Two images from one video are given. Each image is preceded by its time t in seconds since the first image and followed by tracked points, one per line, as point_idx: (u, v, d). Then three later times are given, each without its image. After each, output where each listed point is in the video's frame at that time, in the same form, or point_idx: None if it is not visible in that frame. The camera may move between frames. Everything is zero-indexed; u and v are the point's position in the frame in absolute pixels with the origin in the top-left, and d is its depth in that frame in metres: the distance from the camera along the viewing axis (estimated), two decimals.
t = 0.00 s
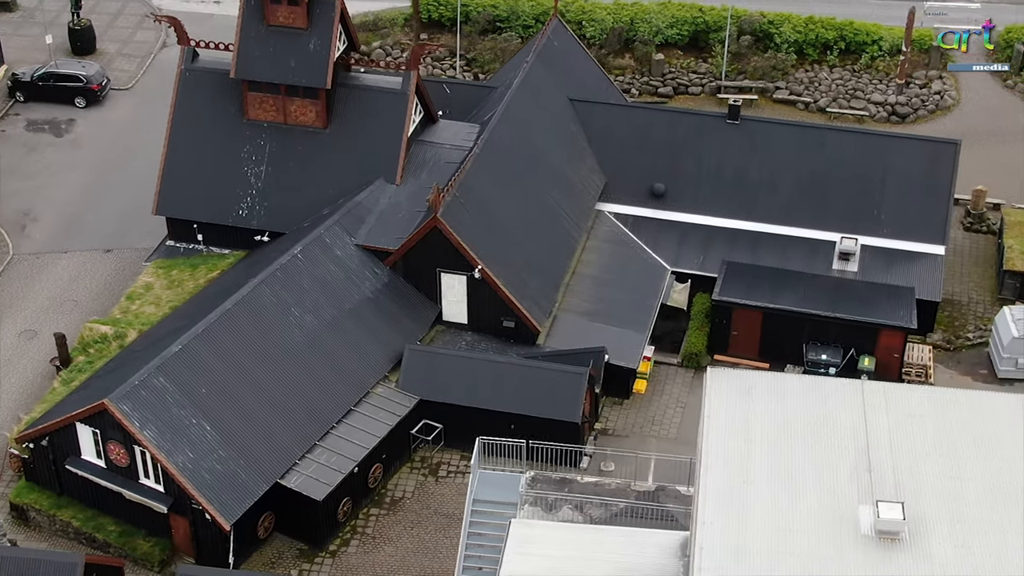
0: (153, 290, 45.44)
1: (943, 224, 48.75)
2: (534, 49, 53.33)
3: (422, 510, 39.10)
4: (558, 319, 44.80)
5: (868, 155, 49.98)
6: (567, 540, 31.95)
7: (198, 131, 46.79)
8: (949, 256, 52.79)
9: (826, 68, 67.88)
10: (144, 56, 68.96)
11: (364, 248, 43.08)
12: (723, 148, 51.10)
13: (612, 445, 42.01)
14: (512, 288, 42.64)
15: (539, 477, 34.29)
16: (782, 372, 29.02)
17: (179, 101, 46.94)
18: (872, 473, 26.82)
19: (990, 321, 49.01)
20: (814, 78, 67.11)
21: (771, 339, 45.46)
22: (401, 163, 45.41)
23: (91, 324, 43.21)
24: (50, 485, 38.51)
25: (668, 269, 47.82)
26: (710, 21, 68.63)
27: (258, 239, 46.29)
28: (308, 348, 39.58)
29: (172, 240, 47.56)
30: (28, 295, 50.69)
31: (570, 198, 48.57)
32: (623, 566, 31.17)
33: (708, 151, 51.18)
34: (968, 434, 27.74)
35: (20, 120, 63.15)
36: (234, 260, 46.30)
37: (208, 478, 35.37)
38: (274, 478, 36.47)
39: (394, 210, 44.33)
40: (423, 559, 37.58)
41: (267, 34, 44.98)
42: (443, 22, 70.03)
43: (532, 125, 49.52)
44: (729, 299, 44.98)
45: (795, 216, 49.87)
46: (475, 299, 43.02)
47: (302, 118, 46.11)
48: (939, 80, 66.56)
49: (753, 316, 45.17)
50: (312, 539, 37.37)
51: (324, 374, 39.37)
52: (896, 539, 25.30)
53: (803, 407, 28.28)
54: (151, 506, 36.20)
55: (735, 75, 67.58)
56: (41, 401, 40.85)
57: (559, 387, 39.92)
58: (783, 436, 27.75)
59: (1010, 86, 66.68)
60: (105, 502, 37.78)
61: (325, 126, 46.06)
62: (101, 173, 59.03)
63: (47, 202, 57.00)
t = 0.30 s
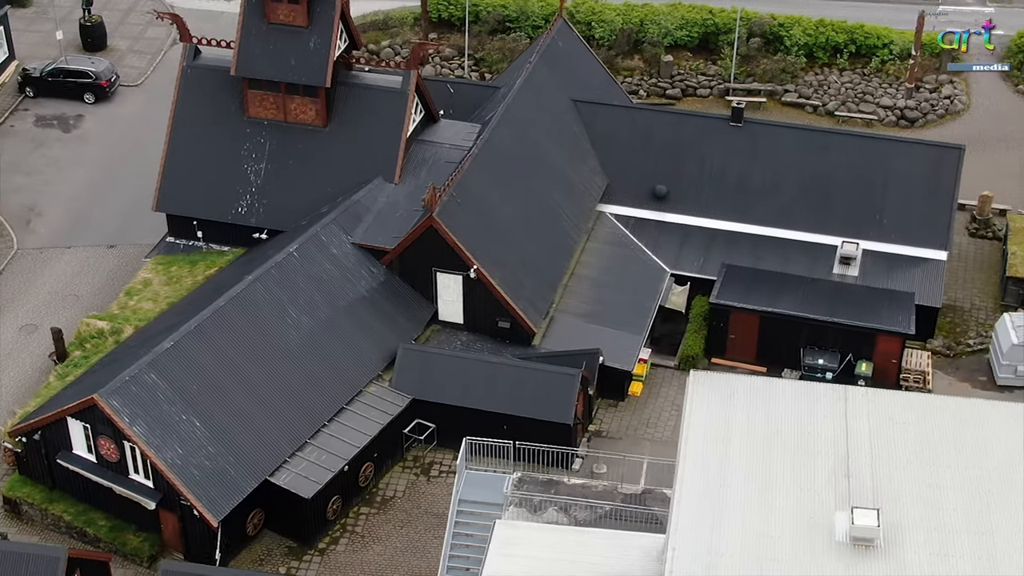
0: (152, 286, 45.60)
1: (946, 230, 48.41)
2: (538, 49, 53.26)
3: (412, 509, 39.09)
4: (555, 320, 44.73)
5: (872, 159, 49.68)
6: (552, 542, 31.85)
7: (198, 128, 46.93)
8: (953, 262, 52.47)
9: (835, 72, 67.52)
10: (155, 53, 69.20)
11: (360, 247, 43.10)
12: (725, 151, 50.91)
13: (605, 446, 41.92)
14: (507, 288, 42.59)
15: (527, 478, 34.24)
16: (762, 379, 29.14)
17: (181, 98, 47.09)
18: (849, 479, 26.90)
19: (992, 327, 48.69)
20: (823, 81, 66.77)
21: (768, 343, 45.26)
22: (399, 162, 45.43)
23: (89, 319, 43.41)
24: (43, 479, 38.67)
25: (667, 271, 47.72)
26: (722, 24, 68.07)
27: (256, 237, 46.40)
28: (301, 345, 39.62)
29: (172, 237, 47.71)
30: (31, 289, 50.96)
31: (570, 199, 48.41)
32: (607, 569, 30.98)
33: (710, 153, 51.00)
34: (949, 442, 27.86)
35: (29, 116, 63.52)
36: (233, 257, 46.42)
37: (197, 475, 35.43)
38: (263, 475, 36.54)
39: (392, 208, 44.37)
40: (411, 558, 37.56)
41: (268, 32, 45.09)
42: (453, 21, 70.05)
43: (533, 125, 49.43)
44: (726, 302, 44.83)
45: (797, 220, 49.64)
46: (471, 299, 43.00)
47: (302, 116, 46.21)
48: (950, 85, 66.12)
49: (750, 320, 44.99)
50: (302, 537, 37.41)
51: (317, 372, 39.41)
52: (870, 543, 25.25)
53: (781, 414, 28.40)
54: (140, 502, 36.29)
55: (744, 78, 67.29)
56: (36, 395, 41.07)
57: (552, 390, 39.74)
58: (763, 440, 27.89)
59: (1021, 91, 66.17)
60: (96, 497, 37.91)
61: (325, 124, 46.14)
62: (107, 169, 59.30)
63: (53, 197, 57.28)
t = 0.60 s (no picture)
0: (150, 283, 45.77)
1: (948, 236, 48.08)
2: (541, 50, 53.18)
3: (402, 508, 39.09)
4: (551, 322, 44.67)
5: (875, 164, 49.37)
6: (536, 544, 31.65)
7: (199, 125, 47.06)
8: (956, 268, 52.09)
9: (845, 75, 67.15)
10: (165, 50, 69.45)
11: (357, 246, 43.14)
12: (728, 154, 50.68)
13: (598, 449, 41.82)
14: (503, 289, 42.53)
15: (514, 478, 34.21)
16: (745, 384, 29.32)
17: (182, 95, 47.23)
18: (828, 485, 26.91)
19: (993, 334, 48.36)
20: (832, 84, 66.41)
21: (765, 347, 45.10)
22: (398, 162, 45.46)
23: (85, 314, 43.63)
24: (36, 474, 38.85)
25: (666, 273, 47.61)
26: (731, 27, 67.82)
27: (254, 234, 46.54)
28: (295, 343, 39.68)
29: (172, 233, 47.84)
30: (33, 284, 51.24)
31: (570, 200, 48.29)
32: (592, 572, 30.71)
33: (712, 156, 50.77)
34: (933, 450, 27.84)
35: (38, 111, 63.82)
36: (232, 254, 46.55)
37: (185, 471, 35.51)
38: (252, 473, 36.58)
39: (389, 207, 44.40)
40: (399, 557, 37.55)
41: (268, 30, 45.19)
42: (462, 21, 70.10)
43: (533, 126, 49.35)
44: (723, 306, 44.66)
45: (798, 224, 49.41)
46: (467, 300, 42.98)
47: (302, 115, 46.31)
48: (960, 89, 65.56)
49: (747, 323, 44.83)
50: (290, 535, 37.45)
51: (310, 371, 39.45)
52: (845, 549, 25.19)
53: (762, 419, 28.54)
54: (129, 497, 36.40)
55: (753, 80, 66.91)
56: (31, 390, 41.31)
57: (544, 391, 39.62)
58: (742, 446, 27.99)
59: None
60: (87, 492, 38.04)
61: (324, 123, 46.22)
62: (113, 165, 59.55)
63: (58, 192, 57.55)
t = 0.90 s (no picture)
0: (148, 279, 46.01)
1: (950, 241, 47.67)
2: (544, 51, 53.08)
3: (392, 508, 39.12)
4: (547, 322, 44.63)
5: (877, 168, 49.05)
6: (517, 546, 31.76)
7: (200, 123, 47.20)
8: (959, 274, 51.70)
9: (854, 79, 66.73)
10: (175, 47, 69.63)
11: (352, 245, 43.15)
12: (730, 156, 50.43)
13: (590, 451, 41.73)
14: (498, 290, 42.48)
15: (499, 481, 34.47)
16: (727, 389, 30.78)
17: (183, 92, 47.36)
18: (804, 490, 28.25)
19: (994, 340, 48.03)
20: (841, 88, 65.99)
21: (762, 351, 44.99)
22: (396, 161, 45.54)
23: (82, 310, 44.05)
24: (28, 468, 39.04)
25: (664, 276, 47.52)
26: (740, 29, 67.63)
27: (253, 232, 46.70)
28: (288, 341, 39.75)
29: (172, 230, 48.03)
30: (36, 279, 51.53)
31: (570, 201, 48.19)
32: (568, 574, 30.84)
33: (715, 159, 50.51)
34: (911, 458, 29.22)
35: (46, 107, 64.12)
36: (230, 252, 46.72)
37: (174, 468, 35.62)
38: (241, 470, 36.66)
39: (387, 207, 44.43)
40: (387, 556, 37.58)
41: (269, 28, 45.33)
42: (471, 21, 70.08)
43: (534, 126, 49.27)
44: (719, 309, 44.56)
45: (799, 228, 49.09)
46: (462, 300, 42.96)
47: (301, 113, 46.45)
48: (970, 94, 64.95)
49: (743, 327, 44.73)
50: (279, 532, 37.52)
51: (302, 369, 39.52)
52: (817, 555, 26.44)
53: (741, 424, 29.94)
54: (119, 493, 36.53)
55: (761, 84, 66.56)
56: (27, 384, 41.63)
57: (536, 393, 39.56)
58: (720, 449, 29.41)
59: None
60: (78, 487, 38.20)
61: (324, 122, 46.37)
62: (119, 161, 59.76)
63: (64, 188, 57.81)
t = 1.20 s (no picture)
0: (147, 276, 46.23)
1: (952, 247, 47.25)
2: (548, 52, 53.01)
3: (382, 507, 39.17)
4: (544, 323, 44.60)
5: (880, 172, 48.68)
6: (500, 547, 31.75)
7: (200, 121, 47.35)
8: (962, 280, 51.37)
9: (863, 83, 66.29)
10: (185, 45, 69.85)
11: (348, 244, 43.19)
12: (731, 160, 50.18)
13: (583, 453, 41.67)
14: (493, 290, 42.45)
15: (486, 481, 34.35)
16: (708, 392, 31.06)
17: (184, 89, 47.52)
18: (779, 495, 28.38)
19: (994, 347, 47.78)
20: (849, 92, 65.60)
21: (758, 354, 44.90)
22: (395, 161, 45.59)
23: (80, 305, 44.29)
24: (21, 462, 39.23)
25: (663, 278, 47.44)
26: (749, 32, 67.17)
27: (251, 230, 46.84)
28: (280, 338, 39.83)
29: (172, 228, 48.22)
30: (38, 274, 51.81)
31: (569, 202, 48.10)
32: None
33: (716, 162, 50.25)
34: (890, 465, 29.36)
35: (55, 104, 64.43)
36: (229, 250, 46.88)
37: (163, 464, 35.74)
38: (231, 468, 36.74)
39: (384, 206, 44.48)
40: (375, 555, 37.63)
41: (270, 27, 45.45)
42: (481, 22, 70.07)
43: (534, 127, 49.16)
44: (716, 312, 44.50)
45: (800, 232, 48.82)
46: (457, 301, 42.96)
47: (301, 112, 46.57)
48: (979, 100, 64.55)
49: (740, 330, 44.67)
50: (268, 530, 37.61)
51: (295, 367, 39.58)
52: (790, 562, 26.48)
53: (720, 428, 30.18)
54: (108, 488, 36.67)
55: (769, 87, 66.18)
56: (22, 379, 41.87)
57: (528, 394, 39.47)
58: (697, 454, 29.58)
59: None
60: (70, 481, 38.38)
61: (323, 120, 46.46)
62: (125, 158, 60.00)
63: (70, 184, 58.08)
